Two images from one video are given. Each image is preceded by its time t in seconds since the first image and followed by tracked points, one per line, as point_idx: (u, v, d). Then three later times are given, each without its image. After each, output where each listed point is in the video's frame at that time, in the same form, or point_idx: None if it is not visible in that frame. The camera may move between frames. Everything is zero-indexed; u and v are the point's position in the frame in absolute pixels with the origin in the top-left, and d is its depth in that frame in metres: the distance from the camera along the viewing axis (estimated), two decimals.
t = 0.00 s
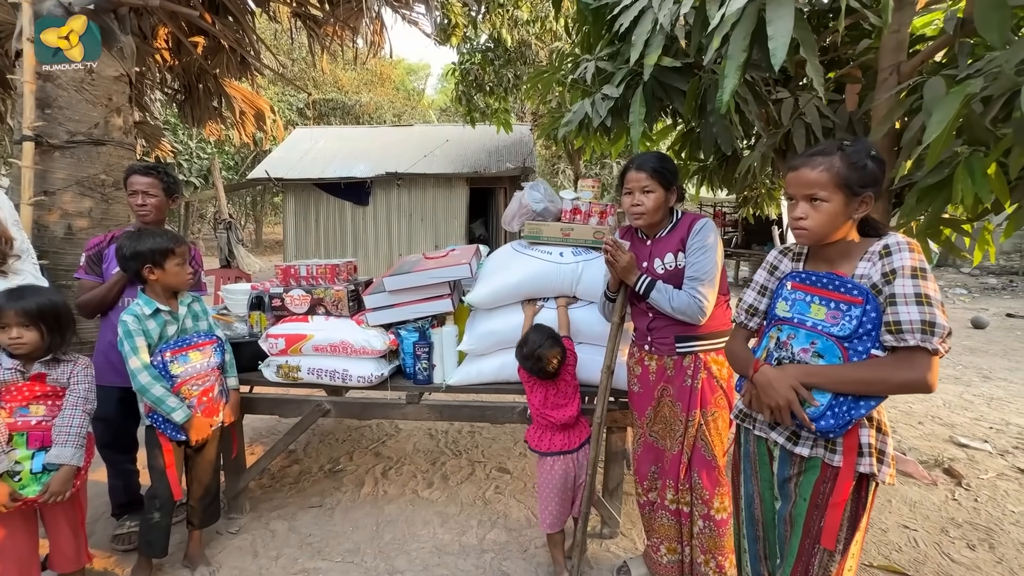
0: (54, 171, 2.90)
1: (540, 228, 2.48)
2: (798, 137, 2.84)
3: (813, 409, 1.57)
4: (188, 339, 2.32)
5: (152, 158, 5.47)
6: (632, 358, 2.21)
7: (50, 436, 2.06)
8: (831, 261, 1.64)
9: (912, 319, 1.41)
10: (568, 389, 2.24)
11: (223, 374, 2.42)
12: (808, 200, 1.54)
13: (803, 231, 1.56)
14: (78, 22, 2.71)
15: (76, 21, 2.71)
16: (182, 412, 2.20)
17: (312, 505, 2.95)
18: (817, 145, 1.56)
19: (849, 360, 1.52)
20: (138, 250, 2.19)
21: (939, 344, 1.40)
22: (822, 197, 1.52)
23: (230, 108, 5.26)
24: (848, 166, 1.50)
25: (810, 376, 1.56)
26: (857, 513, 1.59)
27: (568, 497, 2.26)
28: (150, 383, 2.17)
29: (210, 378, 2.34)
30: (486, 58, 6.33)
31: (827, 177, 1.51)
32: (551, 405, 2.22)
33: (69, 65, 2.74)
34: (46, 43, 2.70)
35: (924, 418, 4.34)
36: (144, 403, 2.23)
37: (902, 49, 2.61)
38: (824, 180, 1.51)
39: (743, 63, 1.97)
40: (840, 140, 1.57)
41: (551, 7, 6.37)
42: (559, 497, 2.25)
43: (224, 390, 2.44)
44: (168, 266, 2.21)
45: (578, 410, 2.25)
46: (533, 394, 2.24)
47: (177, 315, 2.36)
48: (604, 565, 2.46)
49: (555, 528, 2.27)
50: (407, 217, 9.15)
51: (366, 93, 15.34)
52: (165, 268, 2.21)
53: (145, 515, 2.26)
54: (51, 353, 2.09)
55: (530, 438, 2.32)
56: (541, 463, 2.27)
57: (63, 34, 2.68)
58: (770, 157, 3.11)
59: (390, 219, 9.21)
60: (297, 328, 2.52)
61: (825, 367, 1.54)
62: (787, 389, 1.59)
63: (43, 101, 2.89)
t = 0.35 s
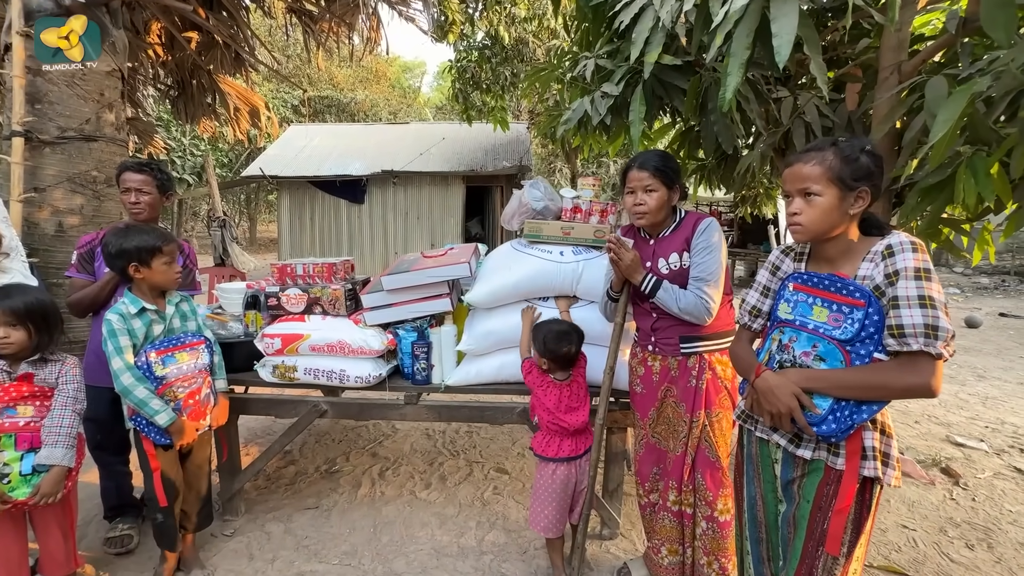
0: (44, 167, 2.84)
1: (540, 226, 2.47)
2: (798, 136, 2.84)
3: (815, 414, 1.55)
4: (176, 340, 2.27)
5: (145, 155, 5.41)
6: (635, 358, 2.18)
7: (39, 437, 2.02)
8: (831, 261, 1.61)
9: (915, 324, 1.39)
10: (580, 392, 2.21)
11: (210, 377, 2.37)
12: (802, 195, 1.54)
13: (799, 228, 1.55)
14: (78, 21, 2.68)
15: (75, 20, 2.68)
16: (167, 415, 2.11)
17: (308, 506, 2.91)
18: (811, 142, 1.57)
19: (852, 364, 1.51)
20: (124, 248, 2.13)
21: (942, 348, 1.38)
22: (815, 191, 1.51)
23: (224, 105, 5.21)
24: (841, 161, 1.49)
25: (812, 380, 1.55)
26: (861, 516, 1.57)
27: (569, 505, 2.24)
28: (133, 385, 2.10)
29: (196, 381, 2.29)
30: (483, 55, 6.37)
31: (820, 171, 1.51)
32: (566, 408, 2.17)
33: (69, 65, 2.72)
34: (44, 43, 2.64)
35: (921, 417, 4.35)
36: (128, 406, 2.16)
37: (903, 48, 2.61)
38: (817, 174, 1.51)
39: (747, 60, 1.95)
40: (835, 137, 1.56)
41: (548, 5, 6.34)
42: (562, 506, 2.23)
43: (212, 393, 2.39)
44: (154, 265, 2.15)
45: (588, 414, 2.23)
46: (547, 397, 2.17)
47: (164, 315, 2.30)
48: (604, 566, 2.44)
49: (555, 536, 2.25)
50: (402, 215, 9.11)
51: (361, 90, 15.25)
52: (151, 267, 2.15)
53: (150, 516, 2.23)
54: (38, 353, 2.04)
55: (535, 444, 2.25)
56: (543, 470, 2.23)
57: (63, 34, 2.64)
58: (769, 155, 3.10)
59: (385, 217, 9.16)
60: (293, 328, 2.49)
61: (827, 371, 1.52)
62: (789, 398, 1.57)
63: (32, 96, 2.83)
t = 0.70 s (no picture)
0: (34, 163, 2.78)
1: (540, 225, 2.46)
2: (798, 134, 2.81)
3: (820, 415, 1.53)
4: (156, 339, 2.22)
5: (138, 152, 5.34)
6: (638, 358, 2.17)
7: (30, 438, 1.97)
8: (834, 260, 1.58)
9: (920, 323, 1.36)
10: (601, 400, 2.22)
11: (194, 378, 2.33)
12: (807, 193, 1.52)
13: (802, 226, 1.53)
14: (78, 21, 2.67)
15: (75, 20, 2.66)
16: (142, 418, 2.08)
17: (304, 507, 2.87)
18: (817, 139, 1.54)
19: (857, 364, 1.48)
20: (102, 243, 2.06)
21: (950, 348, 1.35)
22: (819, 190, 1.49)
23: (218, 101, 5.15)
24: (846, 159, 1.47)
25: (817, 381, 1.52)
26: (868, 519, 1.55)
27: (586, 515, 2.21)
28: (109, 386, 2.07)
29: (178, 382, 2.25)
30: (480, 53, 6.37)
31: (824, 169, 1.48)
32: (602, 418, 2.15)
33: (69, 65, 2.71)
34: (44, 43, 2.64)
35: (918, 416, 4.36)
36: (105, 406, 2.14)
37: (905, 46, 2.59)
38: (822, 173, 1.48)
39: (751, 57, 1.92)
40: (841, 134, 1.54)
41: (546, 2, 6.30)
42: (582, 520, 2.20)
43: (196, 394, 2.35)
44: (133, 261, 2.09)
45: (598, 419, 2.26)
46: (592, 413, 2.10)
47: (146, 312, 2.25)
48: (604, 568, 2.42)
49: (573, 548, 2.20)
50: (398, 214, 9.06)
51: (356, 87, 15.15)
52: (130, 263, 2.09)
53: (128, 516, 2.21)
54: (26, 353, 2.00)
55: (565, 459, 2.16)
56: (573, 482, 2.17)
57: (63, 34, 2.63)
58: (769, 154, 3.08)
59: (381, 215, 9.11)
60: (289, 327, 2.45)
61: (832, 371, 1.51)
62: (793, 397, 1.55)
63: (21, 90, 2.74)
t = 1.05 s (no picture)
0: (26, 159, 2.74)
1: (541, 222, 2.44)
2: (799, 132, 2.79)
3: (824, 412, 1.52)
4: (141, 339, 2.17)
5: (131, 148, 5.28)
6: (641, 356, 2.15)
7: (25, 437, 1.93)
8: (842, 257, 1.56)
9: (929, 320, 1.33)
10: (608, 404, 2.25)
11: (184, 377, 2.27)
12: (815, 190, 1.50)
13: (810, 223, 1.50)
14: (78, 21, 2.68)
15: (75, 20, 2.68)
16: (124, 420, 2.07)
17: (301, 508, 2.84)
18: (824, 135, 1.52)
19: (863, 362, 1.46)
20: (87, 238, 2.02)
21: (958, 345, 1.32)
22: (827, 186, 1.47)
23: (213, 98, 5.09)
24: (855, 155, 1.45)
25: (822, 380, 1.50)
26: (875, 519, 1.54)
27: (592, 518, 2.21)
28: (91, 387, 2.06)
29: (165, 383, 2.20)
30: (478, 50, 6.32)
31: (832, 165, 1.46)
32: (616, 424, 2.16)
33: (69, 65, 2.74)
34: (45, 43, 2.66)
35: (916, 414, 4.36)
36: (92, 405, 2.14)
37: (907, 42, 2.57)
38: (830, 169, 1.46)
39: (755, 51, 1.90)
40: (849, 130, 1.52)
41: None
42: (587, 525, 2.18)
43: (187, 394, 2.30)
44: (118, 257, 2.05)
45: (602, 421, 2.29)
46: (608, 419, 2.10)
47: (133, 311, 2.19)
48: (605, 568, 2.40)
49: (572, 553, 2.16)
50: (394, 212, 9.01)
51: (352, 85, 15.07)
52: (115, 259, 2.05)
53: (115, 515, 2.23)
54: (18, 352, 1.96)
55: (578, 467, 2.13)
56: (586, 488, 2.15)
57: (63, 34, 2.66)
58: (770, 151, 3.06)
59: (377, 214, 9.06)
60: (286, 326, 2.42)
61: (836, 368, 1.49)
62: (788, 397, 1.56)
63: (12, 85, 2.70)
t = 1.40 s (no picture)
0: (19, 156, 2.70)
1: (541, 221, 2.41)
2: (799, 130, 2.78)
3: (826, 409, 1.50)
4: (141, 339, 2.15)
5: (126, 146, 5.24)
6: (642, 356, 2.14)
7: (12, 440, 1.90)
8: (847, 256, 1.55)
9: (935, 319, 1.32)
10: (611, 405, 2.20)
11: (184, 380, 2.23)
12: (822, 188, 1.48)
13: (817, 222, 1.49)
14: (78, 21, 2.63)
15: (75, 20, 2.63)
16: (116, 420, 2.03)
17: (299, 509, 2.81)
18: (832, 132, 1.51)
19: (866, 360, 1.44)
20: (84, 235, 2.02)
21: (963, 345, 1.31)
22: (834, 184, 1.45)
23: (209, 95, 5.04)
24: (863, 152, 1.43)
25: (825, 377, 1.48)
26: (876, 519, 1.52)
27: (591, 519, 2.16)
28: (88, 385, 2.05)
29: (163, 384, 2.16)
30: (476, 48, 6.29)
31: (840, 163, 1.45)
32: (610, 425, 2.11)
33: (69, 65, 2.69)
34: (45, 43, 2.62)
35: (915, 412, 4.35)
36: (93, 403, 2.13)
37: (910, 40, 2.56)
38: (838, 167, 1.44)
39: (758, 48, 1.88)
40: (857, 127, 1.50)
41: None
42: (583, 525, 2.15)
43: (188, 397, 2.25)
44: (115, 252, 2.04)
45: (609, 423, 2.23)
46: (596, 418, 2.08)
47: (138, 310, 2.18)
48: (605, 569, 2.38)
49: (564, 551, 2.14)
50: (392, 210, 8.98)
51: (350, 83, 15.01)
52: (112, 255, 2.05)
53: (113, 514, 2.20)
54: (11, 353, 1.93)
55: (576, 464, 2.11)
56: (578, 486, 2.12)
57: (63, 34, 2.62)
58: (770, 149, 3.05)
59: (374, 213, 9.02)
60: (283, 325, 2.39)
61: (840, 366, 1.47)
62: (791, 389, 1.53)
63: (4, 82, 2.67)
